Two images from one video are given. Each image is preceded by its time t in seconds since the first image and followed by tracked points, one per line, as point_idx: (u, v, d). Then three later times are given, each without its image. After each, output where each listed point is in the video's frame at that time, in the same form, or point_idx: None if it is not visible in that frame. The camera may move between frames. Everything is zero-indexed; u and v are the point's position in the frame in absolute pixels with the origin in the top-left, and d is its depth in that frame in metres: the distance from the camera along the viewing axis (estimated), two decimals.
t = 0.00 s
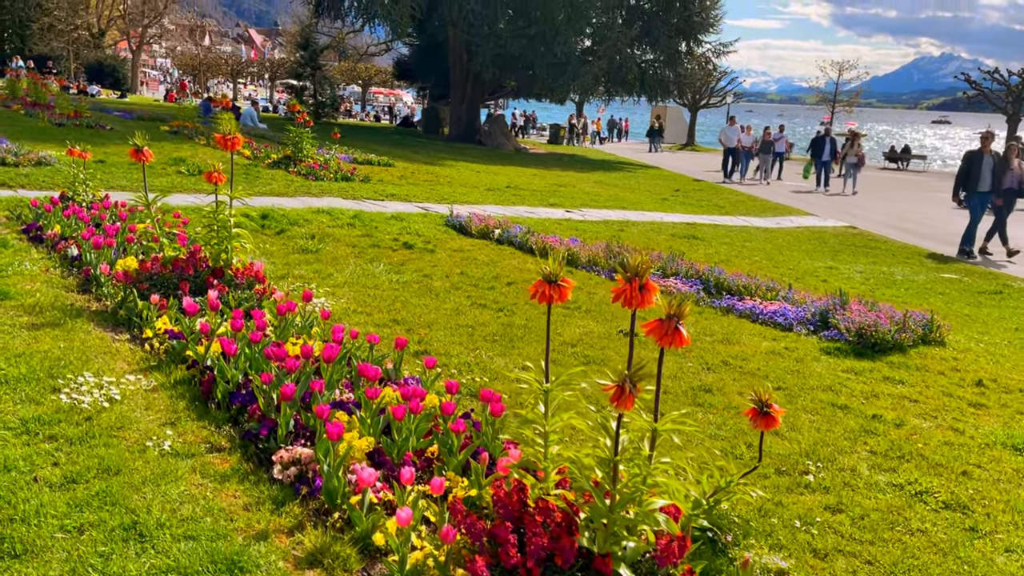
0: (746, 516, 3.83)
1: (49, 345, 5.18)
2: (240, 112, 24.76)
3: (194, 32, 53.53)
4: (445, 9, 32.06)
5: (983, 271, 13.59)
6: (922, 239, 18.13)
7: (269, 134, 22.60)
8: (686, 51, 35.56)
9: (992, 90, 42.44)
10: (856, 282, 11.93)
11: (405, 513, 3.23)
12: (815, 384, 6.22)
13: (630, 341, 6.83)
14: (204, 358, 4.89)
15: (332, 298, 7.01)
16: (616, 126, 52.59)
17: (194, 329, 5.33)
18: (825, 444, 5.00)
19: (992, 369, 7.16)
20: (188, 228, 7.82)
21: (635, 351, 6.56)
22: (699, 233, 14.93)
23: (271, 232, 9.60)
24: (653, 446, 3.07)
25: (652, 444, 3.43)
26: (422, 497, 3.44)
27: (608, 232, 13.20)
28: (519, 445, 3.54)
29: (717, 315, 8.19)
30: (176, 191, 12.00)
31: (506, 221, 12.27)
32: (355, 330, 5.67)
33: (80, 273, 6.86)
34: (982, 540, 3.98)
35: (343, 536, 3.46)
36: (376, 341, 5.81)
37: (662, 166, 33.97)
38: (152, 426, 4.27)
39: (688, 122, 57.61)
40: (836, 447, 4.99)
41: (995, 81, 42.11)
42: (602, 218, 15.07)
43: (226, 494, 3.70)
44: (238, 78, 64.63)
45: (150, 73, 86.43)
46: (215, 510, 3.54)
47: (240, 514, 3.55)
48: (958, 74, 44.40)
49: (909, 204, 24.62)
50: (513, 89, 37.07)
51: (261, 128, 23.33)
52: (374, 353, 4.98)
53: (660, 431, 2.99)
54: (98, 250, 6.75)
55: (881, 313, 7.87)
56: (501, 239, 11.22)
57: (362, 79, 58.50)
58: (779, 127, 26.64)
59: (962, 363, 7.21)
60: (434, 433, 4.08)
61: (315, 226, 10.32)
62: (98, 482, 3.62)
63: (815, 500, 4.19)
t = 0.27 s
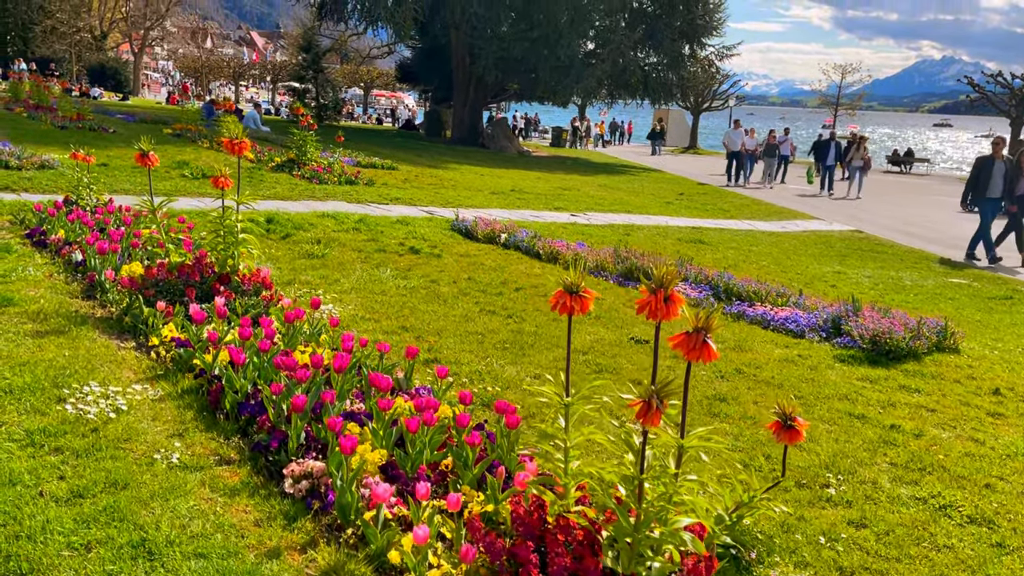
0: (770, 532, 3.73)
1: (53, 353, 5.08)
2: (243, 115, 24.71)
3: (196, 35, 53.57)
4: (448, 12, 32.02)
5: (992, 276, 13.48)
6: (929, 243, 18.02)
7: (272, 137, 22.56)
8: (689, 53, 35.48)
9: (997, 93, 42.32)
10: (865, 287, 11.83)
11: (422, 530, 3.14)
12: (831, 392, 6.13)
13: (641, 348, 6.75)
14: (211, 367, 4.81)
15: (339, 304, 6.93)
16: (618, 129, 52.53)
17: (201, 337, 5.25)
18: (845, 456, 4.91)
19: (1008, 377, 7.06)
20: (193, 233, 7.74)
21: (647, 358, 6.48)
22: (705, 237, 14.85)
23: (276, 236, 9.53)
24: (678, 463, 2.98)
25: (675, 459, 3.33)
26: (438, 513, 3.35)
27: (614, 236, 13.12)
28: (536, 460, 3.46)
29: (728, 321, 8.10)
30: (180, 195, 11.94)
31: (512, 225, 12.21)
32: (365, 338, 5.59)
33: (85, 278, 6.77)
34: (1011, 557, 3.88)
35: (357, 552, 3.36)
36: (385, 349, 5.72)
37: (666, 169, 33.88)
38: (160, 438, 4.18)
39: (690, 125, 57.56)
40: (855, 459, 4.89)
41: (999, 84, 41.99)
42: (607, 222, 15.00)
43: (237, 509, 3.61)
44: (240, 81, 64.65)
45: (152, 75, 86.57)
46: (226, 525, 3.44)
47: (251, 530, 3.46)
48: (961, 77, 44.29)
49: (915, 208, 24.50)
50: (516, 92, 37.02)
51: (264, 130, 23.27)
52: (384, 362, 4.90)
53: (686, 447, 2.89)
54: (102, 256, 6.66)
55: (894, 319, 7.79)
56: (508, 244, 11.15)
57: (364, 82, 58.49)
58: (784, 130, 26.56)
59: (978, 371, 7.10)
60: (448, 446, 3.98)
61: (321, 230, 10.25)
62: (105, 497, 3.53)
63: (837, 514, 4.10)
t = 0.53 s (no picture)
0: (798, 551, 3.62)
1: (59, 363, 4.98)
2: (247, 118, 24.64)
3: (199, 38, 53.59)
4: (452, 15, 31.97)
5: (1003, 282, 13.36)
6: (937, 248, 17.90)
7: (275, 140, 22.48)
8: (693, 57, 35.38)
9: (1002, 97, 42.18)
10: (875, 293, 11.72)
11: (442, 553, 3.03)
12: (849, 403, 6.02)
13: (655, 358, 6.64)
14: (221, 378, 4.71)
15: (349, 312, 6.84)
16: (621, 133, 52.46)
17: (210, 347, 5.15)
18: (868, 470, 4.79)
19: None
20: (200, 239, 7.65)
21: (661, 368, 6.37)
22: (712, 242, 14.75)
23: (283, 242, 9.45)
24: (710, 484, 2.87)
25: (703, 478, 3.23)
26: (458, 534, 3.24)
27: (621, 241, 13.03)
28: (559, 479, 3.35)
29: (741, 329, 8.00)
30: (186, 199, 11.85)
31: (519, 230, 12.12)
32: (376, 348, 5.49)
33: (90, 285, 6.67)
34: None
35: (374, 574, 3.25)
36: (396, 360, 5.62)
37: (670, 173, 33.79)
38: (169, 452, 4.08)
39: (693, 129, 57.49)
40: (879, 473, 4.78)
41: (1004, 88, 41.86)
42: (614, 227, 14.91)
43: (249, 529, 3.51)
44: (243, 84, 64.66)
45: (154, 78, 86.63)
46: (238, 546, 3.34)
47: (265, 551, 3.36)
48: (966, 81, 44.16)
49: (921, 212, 24.40)
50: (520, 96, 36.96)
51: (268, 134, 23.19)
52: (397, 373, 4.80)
53: (719, 468, 2.79)
54: (108, 263, 6.57)
55: (911, 327, 7.67)
56: (515, 249, 11.07)
57: (367, 85, 58.45)
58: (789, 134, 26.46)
59: (997, 380, 6.98)
60: (465, 461, 3.87)
61: (327, 236, 10.17)
62: (114, 515, 3.42)
63: (865, 532, 3.99)
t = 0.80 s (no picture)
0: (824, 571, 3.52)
1: (63, 373, 4.89)
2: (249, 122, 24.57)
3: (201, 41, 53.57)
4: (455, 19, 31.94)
5: (1012, 288, 13.26)
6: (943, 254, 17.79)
7: (278, 144, 22.41)
8: (696, 61, 35.33)
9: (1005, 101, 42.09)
10: (884, 299, 11.63)
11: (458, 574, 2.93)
12: (863, 412, 5.93)
13: (666, 366, 6.56)
14: (228, 389, 4.62)
15: (356, 320, 6.76)
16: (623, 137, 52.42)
17: (217, 356, 5.06)
18: (888, 483, 4.70)
19: None
20: (204, 245, 7.56)
21: (672, 376, 6.30)
22: (718, 247, 14.67)
23: (288, 247, 9.37)
24: (738, 504, 2.78)
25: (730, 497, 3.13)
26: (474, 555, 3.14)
27: (627, 247, 12.96)
28: (579, 496, 3.26)
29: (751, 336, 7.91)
30: (189, 204, 11.77)
31: (525, 235, 12.04)
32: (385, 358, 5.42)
33: (94, 291, 6.58)
34: None
35: None
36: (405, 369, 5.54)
37: (673, 177, 33.71)
38: (177, 465, 3.99)
39: (695, 133, 57.44)
40: (899, 486, 4.68)
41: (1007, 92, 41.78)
42: (619, 232, 14.85)
43: (260, 547, 3.42)
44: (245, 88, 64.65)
45: (156, 81, 86.63)
46: (249, 565, 3.26)
47: (277, 571, 3.27)
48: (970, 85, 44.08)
49: (926, 217, 24.31)
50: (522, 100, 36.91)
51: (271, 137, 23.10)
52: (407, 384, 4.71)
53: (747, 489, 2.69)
54: (112, 269, 6.48)
55: (924, 335, 7.57)
56: (522, 255, 10.99)
57: (369, 89, 58.41)
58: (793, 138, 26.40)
59: (1014, 389, 6.87)
60: (480, 476, 3.78)
61: (333, 241, 10.10)
62: (122, 532, 3.34)
63: (889, 549, 3.90)
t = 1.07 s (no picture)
0: None
1: (68, 381, 4.80)
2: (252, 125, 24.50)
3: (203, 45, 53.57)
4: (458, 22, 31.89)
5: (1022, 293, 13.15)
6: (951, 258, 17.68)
7: (281, 147, 22.35)
8: (699, 65, 35.24)
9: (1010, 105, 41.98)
10: (894, 303, 11.52)
11: None
12: (882, 421, 5.82)
13: (679, 373, 6.46)
14: (237, 398, 4.52)
15: (364, 326, 6.67)
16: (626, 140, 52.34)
17: (225, 364, 4.97)
18: (912, 495, 4.59)
19: None
20: (210, 250, 7.47)
21: (686, 383, 6.19)
22: (724, 251, 14.57)
23: (294, 252, 9.29)
24: (771, 522, 2.68)
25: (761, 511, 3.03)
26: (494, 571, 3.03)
27: (633, 251, 12.87)
28: (602, 511, 3.15)
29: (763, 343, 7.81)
30: (193, 207, 11.69)
31: (531, 240, 11.96)
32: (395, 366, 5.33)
33: (99, 297, 6.49)
34: None
35: None
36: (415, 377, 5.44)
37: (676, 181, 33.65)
38: (185, 477, 3.90)
39: (698, 136, 57.38)
40: (923, 498, 4.57)
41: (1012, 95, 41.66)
42: (625, 236, 14.76)
43: (272, 563, 3.32)
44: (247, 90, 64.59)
45: (158, 85, 86.74)
46: None
47: None
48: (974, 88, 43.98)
49: (931, 221, 24.20)
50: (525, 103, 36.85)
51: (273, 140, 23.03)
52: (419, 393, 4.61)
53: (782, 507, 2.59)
54: (118, 274, 6.40)
55: (939, 342, 7.46)
56: (528, 259, 10.90)
57: (371, 92, 58.39)
58: (797, 142, 26.31)
59: None
60: (497, 488, 3.68)
61: (338, 246, 10.01)
62: (131, 548, 3.24)
63: (917, 564, 3.80)
